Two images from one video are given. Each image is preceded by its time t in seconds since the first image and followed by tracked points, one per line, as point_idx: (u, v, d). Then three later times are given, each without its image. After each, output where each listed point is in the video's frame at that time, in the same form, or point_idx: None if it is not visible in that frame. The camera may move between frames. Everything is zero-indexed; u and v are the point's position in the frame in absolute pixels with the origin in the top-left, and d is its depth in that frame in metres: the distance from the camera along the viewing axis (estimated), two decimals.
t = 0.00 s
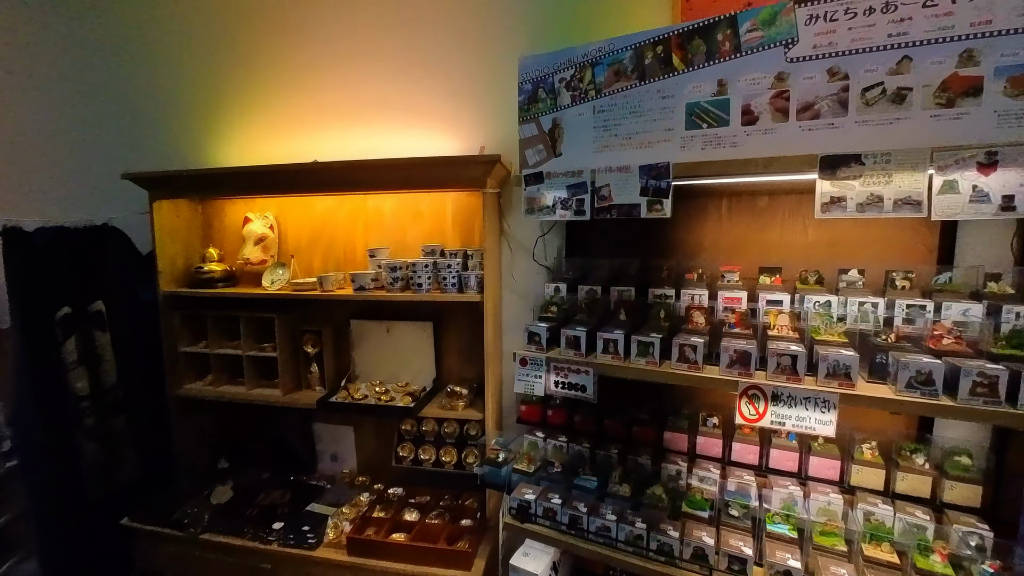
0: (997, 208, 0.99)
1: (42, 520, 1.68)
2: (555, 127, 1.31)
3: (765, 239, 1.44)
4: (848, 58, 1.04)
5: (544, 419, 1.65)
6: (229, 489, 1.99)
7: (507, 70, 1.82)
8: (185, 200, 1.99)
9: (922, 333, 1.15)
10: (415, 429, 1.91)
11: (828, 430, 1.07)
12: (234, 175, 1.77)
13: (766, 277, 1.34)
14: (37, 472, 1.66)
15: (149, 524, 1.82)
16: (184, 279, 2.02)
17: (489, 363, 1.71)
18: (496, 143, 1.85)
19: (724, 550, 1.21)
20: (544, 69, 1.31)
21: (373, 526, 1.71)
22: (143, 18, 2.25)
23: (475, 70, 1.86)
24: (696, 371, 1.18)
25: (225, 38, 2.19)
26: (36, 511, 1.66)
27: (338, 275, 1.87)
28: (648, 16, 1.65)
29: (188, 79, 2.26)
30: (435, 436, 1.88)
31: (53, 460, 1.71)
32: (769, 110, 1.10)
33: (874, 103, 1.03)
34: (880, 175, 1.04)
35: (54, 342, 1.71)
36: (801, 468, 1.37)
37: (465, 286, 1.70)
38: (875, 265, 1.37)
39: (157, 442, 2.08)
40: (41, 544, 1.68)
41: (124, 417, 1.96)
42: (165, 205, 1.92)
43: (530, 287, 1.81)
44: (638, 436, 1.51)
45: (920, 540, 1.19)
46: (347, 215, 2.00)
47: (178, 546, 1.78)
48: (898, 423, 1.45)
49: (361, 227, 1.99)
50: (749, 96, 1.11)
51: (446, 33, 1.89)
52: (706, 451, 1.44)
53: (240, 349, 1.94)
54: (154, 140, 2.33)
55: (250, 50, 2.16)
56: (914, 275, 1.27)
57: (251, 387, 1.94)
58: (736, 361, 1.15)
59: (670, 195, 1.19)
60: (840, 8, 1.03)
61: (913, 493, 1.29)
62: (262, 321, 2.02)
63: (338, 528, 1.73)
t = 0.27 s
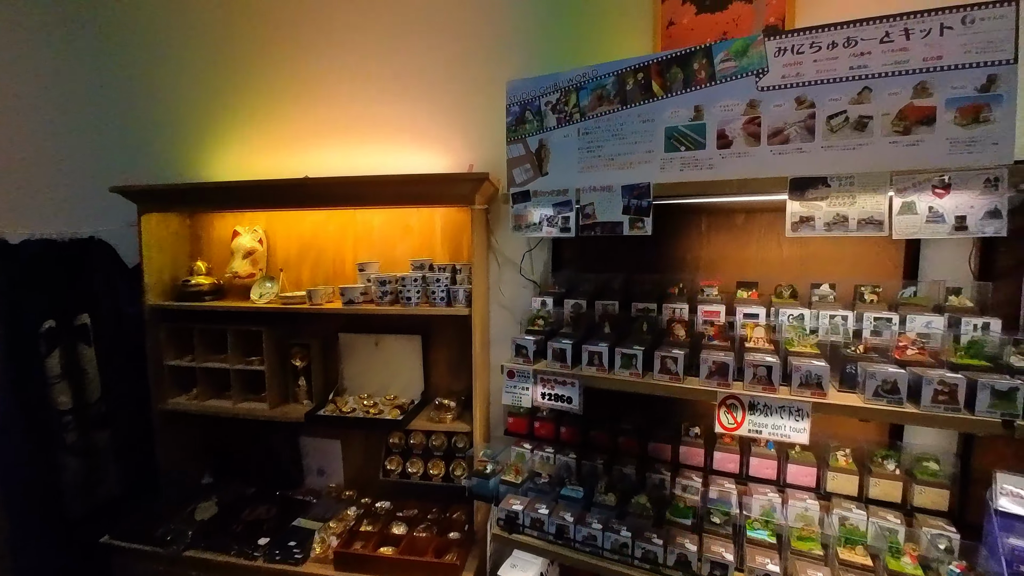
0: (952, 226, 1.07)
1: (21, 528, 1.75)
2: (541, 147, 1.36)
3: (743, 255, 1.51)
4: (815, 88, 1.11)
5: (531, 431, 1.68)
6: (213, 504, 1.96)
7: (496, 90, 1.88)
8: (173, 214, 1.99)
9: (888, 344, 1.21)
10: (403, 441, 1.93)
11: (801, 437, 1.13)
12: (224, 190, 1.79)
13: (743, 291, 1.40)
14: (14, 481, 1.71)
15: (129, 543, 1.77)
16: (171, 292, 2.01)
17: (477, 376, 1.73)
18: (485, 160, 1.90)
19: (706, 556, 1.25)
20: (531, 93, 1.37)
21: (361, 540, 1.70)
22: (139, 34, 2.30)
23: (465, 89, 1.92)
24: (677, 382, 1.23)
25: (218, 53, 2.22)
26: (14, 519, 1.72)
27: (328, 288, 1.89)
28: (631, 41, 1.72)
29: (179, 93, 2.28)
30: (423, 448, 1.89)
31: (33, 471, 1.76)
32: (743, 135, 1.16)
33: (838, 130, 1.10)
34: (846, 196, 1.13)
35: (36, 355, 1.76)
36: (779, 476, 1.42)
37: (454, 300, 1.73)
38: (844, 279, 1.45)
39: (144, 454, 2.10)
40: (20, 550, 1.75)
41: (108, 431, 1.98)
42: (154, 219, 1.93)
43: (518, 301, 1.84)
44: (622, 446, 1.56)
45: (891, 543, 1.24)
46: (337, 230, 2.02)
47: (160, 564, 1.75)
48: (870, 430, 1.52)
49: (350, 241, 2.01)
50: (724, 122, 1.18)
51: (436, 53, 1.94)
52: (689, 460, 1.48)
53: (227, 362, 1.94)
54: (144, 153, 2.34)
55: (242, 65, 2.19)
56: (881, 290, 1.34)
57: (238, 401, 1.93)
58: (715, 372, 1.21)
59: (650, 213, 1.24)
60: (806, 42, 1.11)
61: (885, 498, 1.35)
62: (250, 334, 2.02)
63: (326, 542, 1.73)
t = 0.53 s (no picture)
0: (916, 241, 1.12)
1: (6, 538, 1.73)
2: (529, 163, 1.41)
3: (725, 267, 1.56)
4: (788, 109, 1.17)
5: (519, 439, 1.69)
6: (201, 516, 1.94)
7: (486, 105, 1.92)
8: (164, 224, 2.00)
9: (862, 352, 1.27)
10: (393, 452, 1.91)
11: (779, 443, 1.17)
12: (216, 201, 1.80)
13: (725, 302, 1.44)
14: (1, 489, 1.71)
15: (119, 555, 1.75)
16: (161, 302, 2.02)
17: (467, 385, 1.76)
18: (475, 173, 1.95)
19: (691, 561, 1.28)
20: (520, 110, 1.42)
21: (351, 550, 1.71)
22: (135, 47, 2.33)
23: (455, 104, 1.97)
24: (661, 391, 1.27)
25: (211, 65, 2.25)
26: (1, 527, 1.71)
27: (319, 299, 1.91)
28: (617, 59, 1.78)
29: (173, 104, 2.30)
30: (412, 458, 1.87)
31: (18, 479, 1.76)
32: (721, 153, 1.22)
33: (811, 148, 1.16)
34: (818, 212, 1.18)
35: (23, 365, 1.77)
36: (761, 481, 1.46)
37: (444, 310, 1.76)
38: (822, 290, 1.50)
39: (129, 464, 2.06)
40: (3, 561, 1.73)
41: (94, 443, 1.97)
42: (146, 229, 1.94)
43: (507, 311, 1.88)
44: (609, 454, 1.57)
45: (868, 545, 1.28)
46: (328, 241, 2.05)
47: None
48: (849, 436, 1.56)
49: (341, 251, 2.04)
50: (703, 140, 1.24)
51: (428, 69, 1.99)
52: (675, 467, 1.51)
53: (217, 373, 1.94)
54: (138, 163, 2.36)
55: (235, 77, 2.22)
56: (856, 300, 1.40)
57: (228, 412, 1.94)
58: (697, 380, 1.25)
59: (634, 227, 1.29)
60: (779, 66, 1.18)
61: (863, 502, 1.39)
62: (239, 344, 2.02)
63: (314, 553, 1.73)
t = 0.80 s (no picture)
0: (888, 251, 1.17)
1: None
2: (518, 175, 1.45)
3: (709, 277, 1.60)
4: (765, 125, 1.22)
5: (509, 446, 1.71)
6: (189, 527, 1.93)
7: (477, 117, 1.96)
8: (155, 233, 2.00)
9: (839, 359, 1.30)
10: (383, 460, 1.94)
11: (760, 447, 1.21)
12: (208, 210, 1.82)
13: (708, 311, 1.47)
14: None
15: (100, 566, 1.71)
16: (151, 311, 2.02)
17: (457, 393, 1.77)
18: (465, 184, 1.98)
19: (676, 564, 1.32)
20: (509, 124, 1.46)
21: (340, 559, 1.71)
22: (136, 61, 2.38)
23: (447, 117, 2.00)
24: (647, 398, 1.31)
25: (210, 79, 2.29)
26: None
27: (310, 307, 1.92)
28: (605, 75, 1.83)
29: (172, 117, 2.35)
30: (403, 467, 1.89)
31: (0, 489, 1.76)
32: (701, 167, 1.27)
33: (786, 163, 1.21)
34: (793, 224, 1.23)
35: (8, 375, 1.76)
36: (746, 486, 1.49)
37: (435, 319, 1.79)
38: (801, 298, 1.55)
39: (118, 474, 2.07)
40: None
41: (81, 453, 1.96)
42: (136, 238, 1.94)
43: (497, 319, 1.90)
44: (597, 460, 1.60)
45: (846, 546, 1.33)
46: (319, 250, 2.06)
47: None
48: (830, 440, 1.60)
49: (332, 261, 2.05)
50: (685, 154, 1.28)
51: (420, 82, 2.03)
52: (662, 473, 1.54)
53: (207, 382, 1.94)
54: (134, 173, 2.38)
55: (233, 91, 2.27)
56: (833, 309, 1.44)
57: (217, 420, 1.94)
58: (681, 386, 1.29)
59: (619, 238, 1.33)
60: (756, 84, 1.23)
61: (845, 504, 1.41)
62: (230, 353, 2.02)
63: (304, 562, 1.72)
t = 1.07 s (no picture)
0: (859, 261, 1.22)
1: None
2: (506, 187, 1.49)
3: (693, 286, 1.65)
4: (743, 140, 1.28)
5: (498, 453, 1.73)
6: (176, 538, 1.91)
7: (467, 130, 2.00)
8: (144, 242, 2.00)
9: (816, 364, 1.35)
10: (373, 468, 1.94)
11: (741, 451, 1.24)
12: (199, 220, 1.83)
13: (692, 319, 1.50)
14: None
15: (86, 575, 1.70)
16: (141, 320, 2.02)
17: (447, 400, 1.80)
18: (455, 195, 2.02)
19: (661, 567, 1.35)
20: (498, 137, 1.50)
21: (329, 568, 1.72)
22: (130, 70, 2.40)
23: (437, 129, 2.05)
24: (632, 403, 1.34)
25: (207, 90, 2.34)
26: None
27: (300, 316, 1.93)
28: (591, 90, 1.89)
29: (168, 128, 2.38)
30: (393, 475, 1.91)
31: None
32: (683, 180, 1.32)
33: (763, 177, 1.26)
34: (770, 234, 1.28)
35: None
36: (729, 490, 1.52)
37: (424, 327, 1.80)
38: (780, 305, 1.58)
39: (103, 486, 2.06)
40: None
41: (66, 463, 1.95)
42: (126, 247, 1.94)
43: (486, 327, 1.93)
44: (585, 467, 1.63)
45: (827, 548, 1.35)
46: (310, 259, 2.08)
47: None
48: (811, 444, 1.63)
49: (323, 269, 2.07)
50: (667, 168, 1.33)
51: (412, 95, 2.08)
52: (649, 478, 1.56)
53: (195, 391, 1.93)
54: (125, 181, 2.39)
55: (230, 103, 2.31)
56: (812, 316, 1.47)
57: (205, 430, 1.92)
58: (665, 393, 1.32)
59: (605, 248, 1.37)
60: (734, 102, 1.28)
61: (824, 507, 1.45)
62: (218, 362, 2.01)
63: (291, 572, 1.69)
